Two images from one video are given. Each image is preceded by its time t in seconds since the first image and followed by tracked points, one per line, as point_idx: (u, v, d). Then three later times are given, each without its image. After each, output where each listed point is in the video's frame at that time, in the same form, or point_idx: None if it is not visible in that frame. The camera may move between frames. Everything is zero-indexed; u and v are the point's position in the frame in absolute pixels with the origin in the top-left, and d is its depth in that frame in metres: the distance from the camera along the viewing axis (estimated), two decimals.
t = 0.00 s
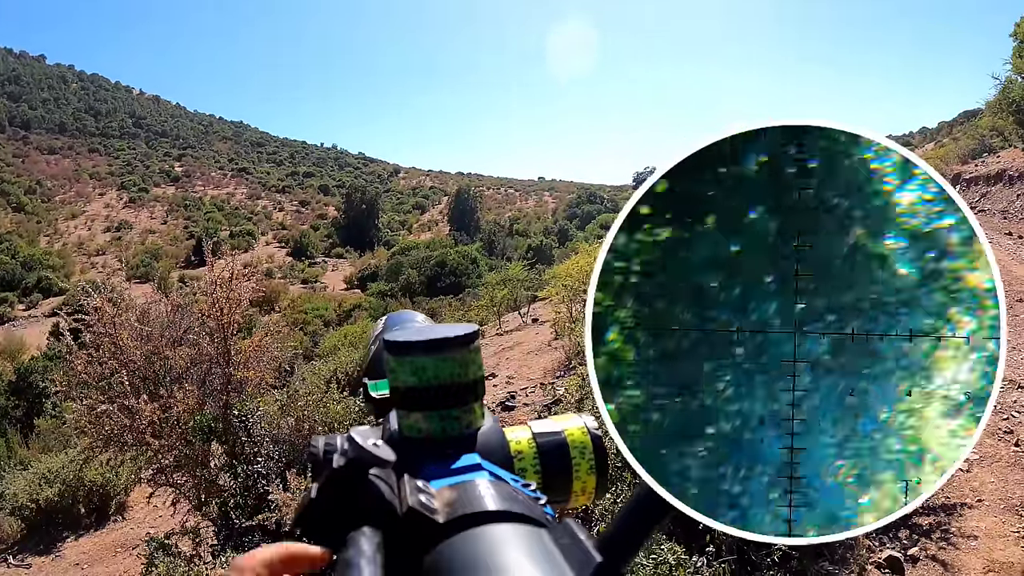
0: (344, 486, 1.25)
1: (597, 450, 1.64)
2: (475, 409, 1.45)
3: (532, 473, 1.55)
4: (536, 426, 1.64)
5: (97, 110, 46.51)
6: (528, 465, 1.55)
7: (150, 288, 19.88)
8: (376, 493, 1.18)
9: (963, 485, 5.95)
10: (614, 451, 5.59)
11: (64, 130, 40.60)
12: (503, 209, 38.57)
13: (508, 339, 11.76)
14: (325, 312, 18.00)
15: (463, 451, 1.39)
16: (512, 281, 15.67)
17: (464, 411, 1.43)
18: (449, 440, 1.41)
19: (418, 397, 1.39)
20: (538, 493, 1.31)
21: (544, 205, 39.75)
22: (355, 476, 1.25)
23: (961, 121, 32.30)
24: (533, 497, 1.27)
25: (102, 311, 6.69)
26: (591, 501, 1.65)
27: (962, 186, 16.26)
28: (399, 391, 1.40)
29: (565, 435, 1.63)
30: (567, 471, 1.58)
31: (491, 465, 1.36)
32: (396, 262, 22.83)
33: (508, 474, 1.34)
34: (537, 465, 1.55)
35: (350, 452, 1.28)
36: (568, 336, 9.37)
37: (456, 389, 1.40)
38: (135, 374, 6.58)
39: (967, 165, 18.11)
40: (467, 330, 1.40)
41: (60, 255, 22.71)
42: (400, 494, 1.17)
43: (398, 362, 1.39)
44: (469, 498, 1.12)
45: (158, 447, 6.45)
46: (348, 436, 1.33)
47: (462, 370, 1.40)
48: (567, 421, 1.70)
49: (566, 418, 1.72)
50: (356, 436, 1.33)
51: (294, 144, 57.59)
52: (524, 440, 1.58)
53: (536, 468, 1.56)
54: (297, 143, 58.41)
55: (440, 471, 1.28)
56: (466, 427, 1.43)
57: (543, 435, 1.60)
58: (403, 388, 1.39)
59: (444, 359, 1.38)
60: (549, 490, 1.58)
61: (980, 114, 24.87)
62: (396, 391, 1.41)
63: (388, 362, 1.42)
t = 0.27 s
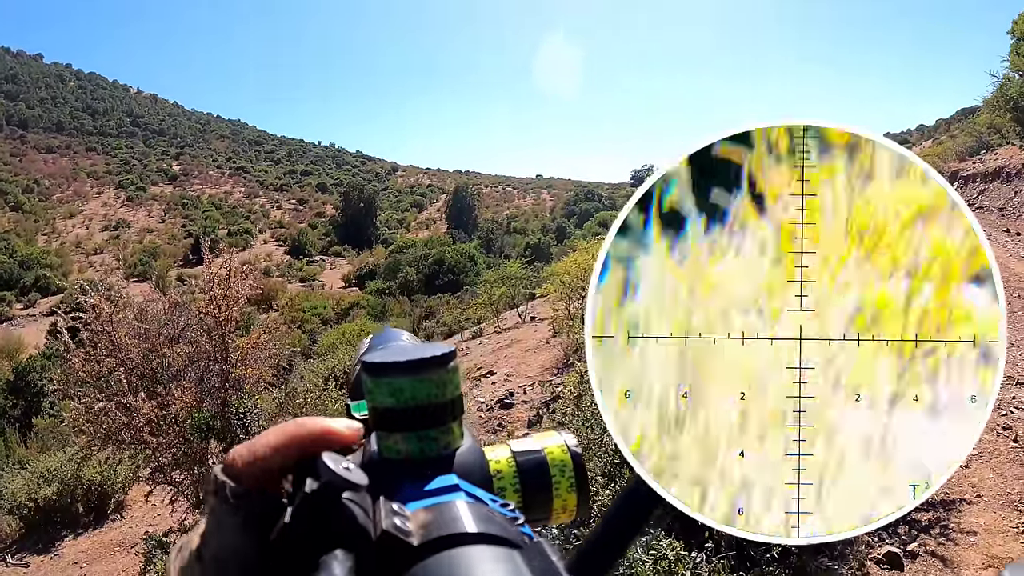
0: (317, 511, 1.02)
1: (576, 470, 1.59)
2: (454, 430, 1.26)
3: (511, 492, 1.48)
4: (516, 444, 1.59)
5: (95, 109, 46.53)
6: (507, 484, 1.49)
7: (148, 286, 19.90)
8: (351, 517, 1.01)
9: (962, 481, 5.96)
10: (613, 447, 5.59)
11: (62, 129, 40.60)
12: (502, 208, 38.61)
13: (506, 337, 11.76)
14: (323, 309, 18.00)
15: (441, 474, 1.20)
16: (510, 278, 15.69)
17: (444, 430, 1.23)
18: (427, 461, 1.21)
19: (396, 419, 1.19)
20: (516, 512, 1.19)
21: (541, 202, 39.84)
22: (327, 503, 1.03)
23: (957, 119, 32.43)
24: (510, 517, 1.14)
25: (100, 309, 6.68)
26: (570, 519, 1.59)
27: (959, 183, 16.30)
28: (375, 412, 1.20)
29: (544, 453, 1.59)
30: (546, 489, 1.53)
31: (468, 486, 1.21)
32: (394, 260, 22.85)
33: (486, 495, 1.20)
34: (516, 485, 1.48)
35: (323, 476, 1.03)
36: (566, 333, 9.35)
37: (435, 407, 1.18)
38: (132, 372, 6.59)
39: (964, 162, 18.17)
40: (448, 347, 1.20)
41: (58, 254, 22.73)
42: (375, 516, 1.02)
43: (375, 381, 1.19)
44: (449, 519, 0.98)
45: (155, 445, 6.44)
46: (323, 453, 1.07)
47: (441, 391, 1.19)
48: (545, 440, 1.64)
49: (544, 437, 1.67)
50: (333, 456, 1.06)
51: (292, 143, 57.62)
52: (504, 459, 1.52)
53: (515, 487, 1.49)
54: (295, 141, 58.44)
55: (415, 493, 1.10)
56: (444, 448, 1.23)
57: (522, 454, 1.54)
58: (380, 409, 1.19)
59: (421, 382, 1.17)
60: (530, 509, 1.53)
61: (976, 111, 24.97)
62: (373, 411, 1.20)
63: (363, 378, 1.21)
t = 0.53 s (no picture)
0: (314, 536, 1.07)
1: (578, 487, 1.61)
2: (453, 450, 1.34)
3: (513, 512, 1.50)
4: (518, 464, 1.61)
5: (92, 108, 46.46)
6: (510, 504, 1.50)
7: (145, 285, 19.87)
8: (349, 542, 1.05)
9: (962, 478, 5.98)
10: (612, 444, 5.59)
11: (59, 128, 40.54)
12: (500, 206, 38.58)
13: (504, 335, 11.77)
14: (321, 308, 17.99)
15: (441, 494, 1.28)
16: (508, 276, 15.68)
17: (443, 452, 1.31)
18: (427, 481, 1.30)
19: (395, 440, 1.27)
20: (516, 533, 1.24)
21: (540, 200, 39.78)
22: (323, 526, 1.08)
23: (956, 116, 32.38)
24: (511, 539, 1.20)
25: (97, 307, 6.69)
26: (573, 537, 1.61)
27: (957, 180, 16.30)
28: (375, 433, 1.29)
29: (546, 474, 1.60)
30: (548, 509, 1.54)
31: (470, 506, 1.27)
32: (392, 258, 22.82)
33: (487, 515, 1.26)
34: (518, 504, 1.50)
35: (320, 501, 1.10)
36: (565, 331, 9.36)
37: (434, 430, 1.28)
38: (130, 371, 6.60)
39: (963, 159, 18.17)
40: (442, 369, 1.28)
41: (55, 253, 22.70)
42: (375, 541, 1.06)
43: (374, 404, 1.27)
44: (448, 543, 1.05)
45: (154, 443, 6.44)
46: (323, 479, 1.15)
47: (438, 411, 1.29)
48: (547, 459, 1.67)
49: (546, 456, 1.71)
50: (328, 482, 1.16)
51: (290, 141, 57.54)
52: (506, 479, 1.55)
53: (518, 507, 1.51)
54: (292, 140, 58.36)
55: (416, 515, 1.18)
56: (445, 468, 1.32)
57: (524, 474, 1.56)
58: (379, 432, 1.28)
59: (418, 401, 1.26)
60: (532, 528, 1.53)
61: (975, 108, 24.95)
62: (372, 434, 1.29)
63: (362, 404, 1.30)
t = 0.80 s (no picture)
0: (308, 546, 1.09)
1: (571, 498, 1.62)
2: (446, 459, 1.36)
3: (505, 523, 1.51)
4: (510, 474, 1.63)
5: (90, 107, 46.46)
6: (501, 515, 1.52)
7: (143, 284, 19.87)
8: (341, 551, 1.08)
9: (960, 475, 5.99)
10: (610, 443, 5.58)
11: (57, 127, 40.53)
12: (498, 204, 38.58)
13: (502, 333, 11.78)
14: (320, 307, 17.98)
15: (433, 504, 1.30)
16: (507, 275, 15.69)
17: (434, 461, 1.33)
18: (419, 491, 1.31)
19: (388, 450, 1.29)
20: (508, 543, 1.26)
21: (538, 199, 39.79)
22: (316, 536, 1.10)
23: (955, 114, 32.42)
24: (504, 550, 1.23)
25: (96, 305, 6.68)
26: (564, 548, 1.63)
27: (956, 178, 16.31)
28: (367, 442, 1.31)
29: (538, 484, 1.61)
30: (540, 518, 1.55)
31: (462, 515, 1.29)
32: (391, 257, 22.83)
33: (479, 525, 1.28)
34: (509, 514, 1.52)
35: (313, 510, 1.12)
36: (563, 330, 9.37)
37: (425, 438, 1.30)
38: (128, 369, 6.60)
39: (961, 157, 18.18)
40: (435, 379, 1.31)
41: (54, 252, 22.71)
42: (367, 549, 1.11)
43: (366, 414, 1.29)
44: (440, 554, 1.09)
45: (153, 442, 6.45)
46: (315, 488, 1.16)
47: (430, 422, 1.30)
48: (540, 468, 1.68)
49: (539, 465, 1.71)
50: (320, 492, 1.19)
51: (288, 140, 57.50)
52: (498, 490, 1.56)
53: (510, 517, 1.53)
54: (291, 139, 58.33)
55: (406, 526, 1.21)
56: (437, 478, 1.34)
57: (515, 484, 1.58)
58: (371, 440, 1.29)
59: (409, 411, 1.27)
60: (523, 540, 1.54)
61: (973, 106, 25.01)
62: (365, 443, 1.31)
63: (355, 411, 1.31)
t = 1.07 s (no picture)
0: (305, 543, 1.08)
1: (569, 496, 1.61)
2: (443, 458, 1.35)
3: (502, 521, 1.51)
4: (508, 473, 1.62)
5: (88, 106, 46.44)
6: (499, 514, 1.52)
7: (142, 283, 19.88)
8: (337, 548, 1.07)
9: (959, 473, 5.99)
10: (609, 441, 5.58)
11: (55, 126, 40.52)
12: (497, 202, 38.58)
13: (501, 332, 11.77)
14: (318, 306, 17.97)
15: (430, 502, 1.30)
16: (506, 273, 15.68)
17: (432, 459, 1.33)
18: (416, 489, 1.31)
19: (384, 447, 1.28)
20: (506, 542, 1.26)
21: (537, 197, 39.76)
22: (313, 533, 1.09)
23: (954, 112, 32.40)
24: (500, 548, 1.22)
25: (94, 304, 6.67)
26: (563, 546, 1.62)
27: (954, 177, 16.32)
28: (364, 441, 1.31)
29: (536, 482, 1.61)
30: (538, 517, 1.55)
31: (459, 514, 1.29)
32: (389, 255, 22.81)
33: (477, 523, 1.27)
34: (507, 512, 1.52)
35: (309, 507, 1.10)
36: (561, 328, 9.37)
37: (424, 436, 1.29)
38: (127, 369, 6.60)
39: (960, 155, 18.16)
40: (432, 377, 1.30)
41: (52, 251, 22.71)
42: (363, 548, 1.10)
43: (363, 411, 1.28)
44: (436, 551, 1.08)
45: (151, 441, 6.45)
46: (311, 486, 1.15)
47: (428, 419, 1.30)
48: (538, 467, 1.68)
49: (536, 464, 1.71)
50: (316, 488, 1.17)
51: (287, 139, 57.45)
52: (496, 488, 1.56)
53: (507, 515, 1.53)
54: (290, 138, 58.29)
55: (403, 524, 1.20)
56: (435, 476, 1.34)
57: (513, 482, 1.58)
58: (369, 438, 1.29)
59: (407, 409, 1.27)
60: (521, 539, 1.54)
61: (973, 104, 24.99)
62: (362, 441, 1.30)
63: (354, 410, 1.31)
